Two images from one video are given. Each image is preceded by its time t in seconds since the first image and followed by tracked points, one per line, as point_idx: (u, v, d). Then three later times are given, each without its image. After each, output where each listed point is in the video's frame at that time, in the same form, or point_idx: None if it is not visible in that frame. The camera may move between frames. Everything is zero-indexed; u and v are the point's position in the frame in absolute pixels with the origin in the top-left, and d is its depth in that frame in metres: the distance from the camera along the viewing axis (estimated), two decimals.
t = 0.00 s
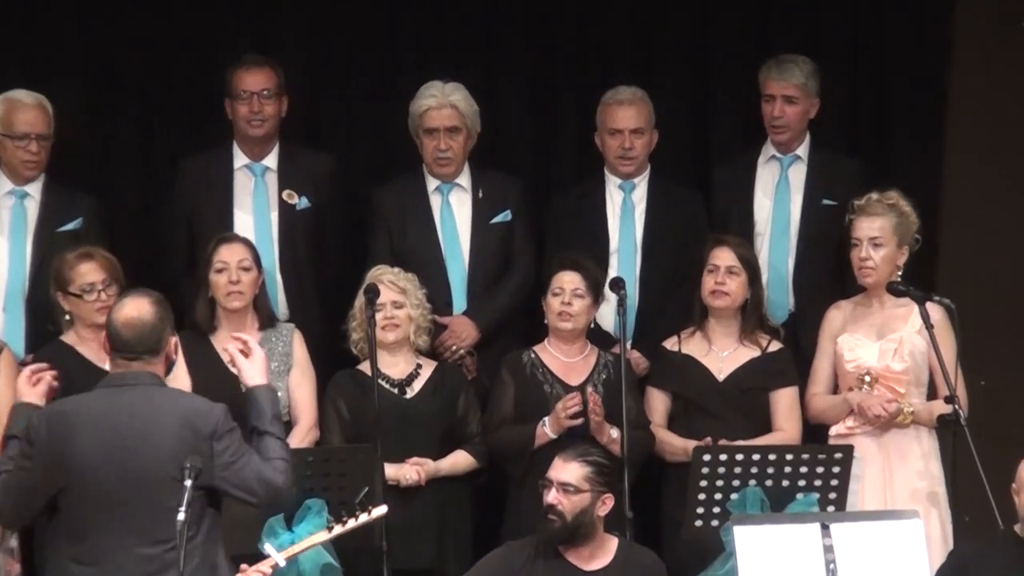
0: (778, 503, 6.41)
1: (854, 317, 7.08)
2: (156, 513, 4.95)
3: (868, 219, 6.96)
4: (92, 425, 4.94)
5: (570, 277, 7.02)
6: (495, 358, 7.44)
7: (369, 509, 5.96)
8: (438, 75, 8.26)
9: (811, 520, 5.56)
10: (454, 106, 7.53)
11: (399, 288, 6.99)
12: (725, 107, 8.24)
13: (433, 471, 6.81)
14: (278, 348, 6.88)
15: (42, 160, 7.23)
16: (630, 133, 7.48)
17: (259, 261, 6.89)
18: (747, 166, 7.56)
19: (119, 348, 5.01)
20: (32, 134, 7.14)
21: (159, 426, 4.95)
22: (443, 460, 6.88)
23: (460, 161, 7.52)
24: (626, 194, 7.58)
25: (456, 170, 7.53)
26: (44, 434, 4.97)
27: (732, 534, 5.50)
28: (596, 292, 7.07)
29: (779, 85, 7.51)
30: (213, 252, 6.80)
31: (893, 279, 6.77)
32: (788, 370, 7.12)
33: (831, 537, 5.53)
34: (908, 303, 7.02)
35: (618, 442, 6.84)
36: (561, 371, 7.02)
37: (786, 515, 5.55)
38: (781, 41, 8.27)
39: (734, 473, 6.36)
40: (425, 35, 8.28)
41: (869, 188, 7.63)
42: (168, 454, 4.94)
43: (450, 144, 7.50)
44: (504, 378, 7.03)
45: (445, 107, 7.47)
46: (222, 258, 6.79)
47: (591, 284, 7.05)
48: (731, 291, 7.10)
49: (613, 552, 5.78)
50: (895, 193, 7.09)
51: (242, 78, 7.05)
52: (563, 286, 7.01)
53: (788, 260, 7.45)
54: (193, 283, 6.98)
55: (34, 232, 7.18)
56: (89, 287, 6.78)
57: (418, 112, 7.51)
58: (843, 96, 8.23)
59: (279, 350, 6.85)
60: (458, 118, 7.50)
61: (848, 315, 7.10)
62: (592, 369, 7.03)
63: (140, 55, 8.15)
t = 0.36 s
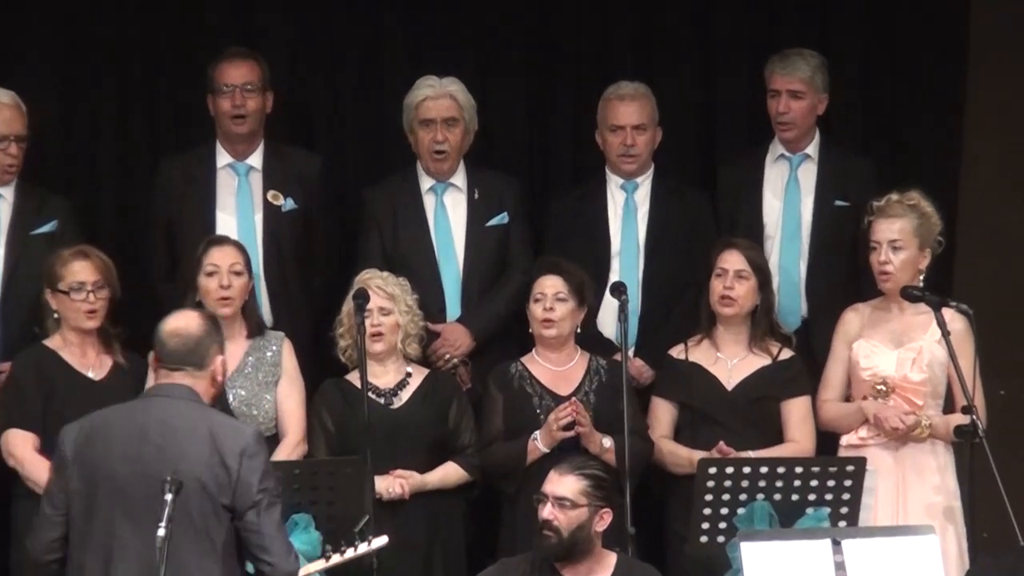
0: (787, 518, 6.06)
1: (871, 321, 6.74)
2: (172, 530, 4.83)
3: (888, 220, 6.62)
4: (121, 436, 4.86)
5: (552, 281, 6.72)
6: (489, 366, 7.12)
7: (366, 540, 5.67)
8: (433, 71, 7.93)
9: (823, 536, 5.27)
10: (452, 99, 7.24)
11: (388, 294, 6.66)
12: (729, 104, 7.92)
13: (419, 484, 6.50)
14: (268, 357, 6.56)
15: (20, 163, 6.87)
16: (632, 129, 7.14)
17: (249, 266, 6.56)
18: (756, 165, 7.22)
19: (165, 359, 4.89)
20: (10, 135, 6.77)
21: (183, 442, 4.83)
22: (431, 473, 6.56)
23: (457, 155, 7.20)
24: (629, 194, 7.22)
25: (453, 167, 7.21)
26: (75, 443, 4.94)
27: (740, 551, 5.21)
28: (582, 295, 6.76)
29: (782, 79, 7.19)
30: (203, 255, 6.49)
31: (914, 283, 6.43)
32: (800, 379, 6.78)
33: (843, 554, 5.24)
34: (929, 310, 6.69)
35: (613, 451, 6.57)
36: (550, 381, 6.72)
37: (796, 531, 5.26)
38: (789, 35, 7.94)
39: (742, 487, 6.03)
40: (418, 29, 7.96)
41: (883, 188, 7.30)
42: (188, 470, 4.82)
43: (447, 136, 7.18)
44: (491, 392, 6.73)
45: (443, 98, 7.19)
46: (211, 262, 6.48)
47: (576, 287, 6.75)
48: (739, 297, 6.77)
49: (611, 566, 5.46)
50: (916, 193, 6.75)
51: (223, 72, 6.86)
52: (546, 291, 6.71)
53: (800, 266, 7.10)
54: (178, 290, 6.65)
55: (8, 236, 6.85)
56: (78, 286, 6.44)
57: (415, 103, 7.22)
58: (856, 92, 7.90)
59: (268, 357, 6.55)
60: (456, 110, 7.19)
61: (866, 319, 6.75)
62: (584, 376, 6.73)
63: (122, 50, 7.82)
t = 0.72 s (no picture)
0: (797, 532, 5.75)
1: (880, 328, 6.44)
2: (212, 551, 4.69)
3: (897, 219, 6.31)
4: (154, 453, 4.71)
5: (541, 283, 6.42)
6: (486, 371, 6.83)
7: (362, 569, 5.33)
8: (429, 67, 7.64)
9: (833, 550, 4.97)
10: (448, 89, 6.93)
11: (380, 298, 6.35)
12: (736, 99, 7.63)
13: (409, 496, 6.21)
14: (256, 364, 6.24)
15: None
16: (634, 123, 6.85)
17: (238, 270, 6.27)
18: (765, 162, 6.92)
19: (195, 369, 4.75)
20: None
21: (220, 459, 4.69)
22: (422, 485, 6.28)
23: (451, 146, 6.87)
24: (631, 192, 6.91)
25: (447, 158, 6.86)
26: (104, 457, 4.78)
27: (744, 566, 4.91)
28: (575, 297, 6.44)
29: (789, 71, 6.90)
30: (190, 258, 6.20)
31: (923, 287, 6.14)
32: (811, 385, 6.48)
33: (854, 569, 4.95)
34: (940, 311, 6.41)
35: (612, 463, 6.28)
36: (547, 390, 6.41)
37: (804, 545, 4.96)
38: (798, 28, 7.64)
39: (748, 498, 5.73)
40: (412, 21, 7.66)
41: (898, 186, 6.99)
42: (227, 489, 4.68)
43: (441, 126, 6.85)
44: (485, 400, 6.44)
45: (439, 86, 6.89)
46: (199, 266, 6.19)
47: (567, 290, 6.43)
48: (747, 301, 6.47)
49: None
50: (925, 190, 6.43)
51: (206, 65, 6.58)
52: (536, 295, 6.41)
53: (813, 269, 6.79)
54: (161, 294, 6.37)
55: None
56: (48, 287, 6.19)
57: (410, 91, 6.92)
58: (869, 88, 7.60)
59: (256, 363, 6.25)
60: (451, 100, 6.88)
61: (874, 326, 6.46)
62: (582, 384, 6.42)
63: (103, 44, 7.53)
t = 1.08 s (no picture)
0: (810, 540, 5.48)
1: (891, 331, 6.16)
2: (228, 556, 4.43)
3: (904, 216, 6.03)
4: (165, 456, 4.44)
5: (558, 281, 6.18)
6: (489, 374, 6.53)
7: None
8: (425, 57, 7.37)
9: (850, 559, 4.70)
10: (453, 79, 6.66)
11: (380, 295, 6.09)
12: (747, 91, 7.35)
13: (407, 503, 5.93)
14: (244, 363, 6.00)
15: None
16: (641, 114, 6.58)
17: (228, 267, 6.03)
18: (777, 154, 6.64)
19: (206, 366, 4.49)
20: None
21: (234, 460, 4.43)
22: (419, 491, 6.00)
23: (456, 139, 6.59)
24: (639, 186, 6.63)
25: (451, 151, 6.59)
26: (113, 458, 4.51)
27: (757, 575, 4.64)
28: (592, 295, 6.20)
29: (799, 67, 6.62)
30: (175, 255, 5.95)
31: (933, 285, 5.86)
32: (825, 387, 6.20)
33: None
34: (952, 310, 6.13)
35: (621, 471, 6.02)
36: (561, 391, 6.15)
37: (818, 554, 4.68)
38: (810, 18, 7.37)
39: (759, 505, 5.45)
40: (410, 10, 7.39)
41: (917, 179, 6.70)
42: (243, 491, 4.42)
43: (445, 119, 6.58)
44: (494, 396, 6.18)
45: (443, 77, 6.61)
46: (187, 264, 5.95)
47: (586, 288, 6.19)
48: (759, 298, 6.19)
49: None
50: (931, 185, 6.16)
51: (192, 54, 6.33)
52: (553, 292, 6.17)
53: (830, 267, 6.52)
54: (146, 293, 6.11)
55: None
56: (14, 287, 6.04)
57: (411, 81, 6.64)
58: (883, 79, 7.31)
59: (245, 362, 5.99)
60: (455, 92, 6.60)
61: (885, 329, 6.18)
62: (594, 389, 6.16)
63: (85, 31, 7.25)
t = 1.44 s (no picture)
0: (809, 536, 5.48)
1: (893, 325, 6.17)
2: (230, 545, 4.43)
3: (907, 212, 6.03)
4: (166, 448, 4.45)
5: (568, 278, 6.15)
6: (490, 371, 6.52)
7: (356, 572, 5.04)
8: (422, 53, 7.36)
9: (851, 555, 4.69)
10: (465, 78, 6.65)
11: (376, 291, 6.08)
12: (745, 88, 7.34)
13: (406, 499, 5.93)
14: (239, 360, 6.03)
15: None
16: (641, 109, 6.56)
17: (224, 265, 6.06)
18: (776, 151, 6.63)
19: (198, 359, 4.49)
20: None
21: (234, 449, 4.43)
22: (417, 487, 5.99)
23: (468, 138, 6.60)
24: (639, 181, 6.61)
25: (462, 150, 6.60)
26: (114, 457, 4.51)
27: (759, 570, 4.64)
28: (601, 292, 6.17)
29: (797, 67, 6.59)
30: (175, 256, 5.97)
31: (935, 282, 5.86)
32: (823, 385, 6.20)
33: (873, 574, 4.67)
34: (955, 305, 6.12)
35: (624, 470, 6.03)
36: (564, 386, 6.14)
37: (818, 549, 4.68)
38: (809, 16, 7.37)
39: (759, 501, 5.44)
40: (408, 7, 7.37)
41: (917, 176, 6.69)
42: (243, 480, 4.42)
43: (458, 118, 6.58)
44: (497, 390, 6.16)
45: (456, 76, 6.61)
46: (186, 265, 5.96)
47: (596, 285, 6.16)
48: (757, 293, 6.19)
49: None
50: (935, 179, 6.16)
51: (190, 49, 6.31)
52: (564, 288, 6.14)
53: (830, 263, 6.50)
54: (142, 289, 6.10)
55: None
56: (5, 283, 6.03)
57: (423, 79, 6.62)
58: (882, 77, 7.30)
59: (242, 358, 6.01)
60: (469, 91, 6.60)
61: (887, 323, 6.18)
62: (598, 386, 6.15)
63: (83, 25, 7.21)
